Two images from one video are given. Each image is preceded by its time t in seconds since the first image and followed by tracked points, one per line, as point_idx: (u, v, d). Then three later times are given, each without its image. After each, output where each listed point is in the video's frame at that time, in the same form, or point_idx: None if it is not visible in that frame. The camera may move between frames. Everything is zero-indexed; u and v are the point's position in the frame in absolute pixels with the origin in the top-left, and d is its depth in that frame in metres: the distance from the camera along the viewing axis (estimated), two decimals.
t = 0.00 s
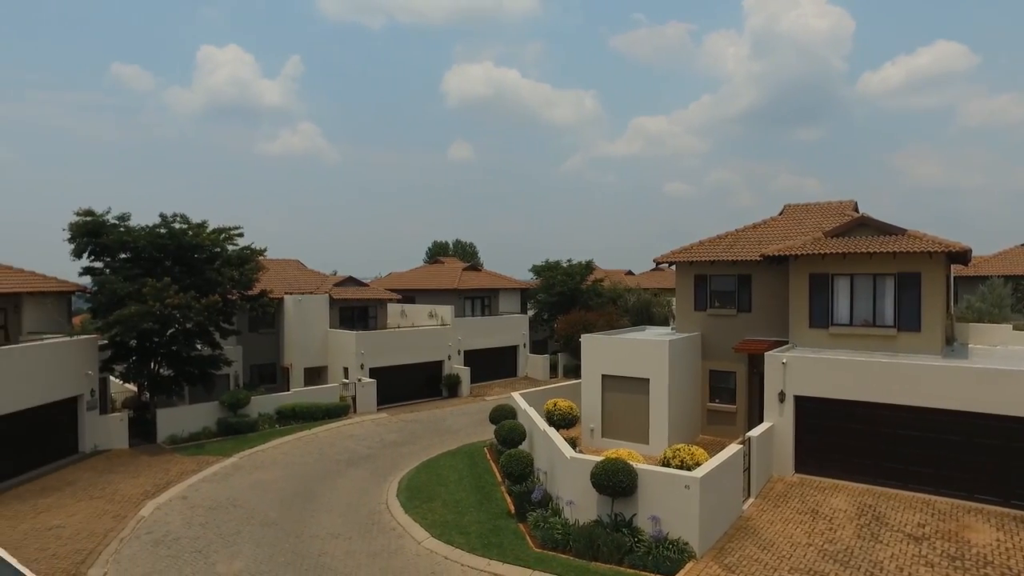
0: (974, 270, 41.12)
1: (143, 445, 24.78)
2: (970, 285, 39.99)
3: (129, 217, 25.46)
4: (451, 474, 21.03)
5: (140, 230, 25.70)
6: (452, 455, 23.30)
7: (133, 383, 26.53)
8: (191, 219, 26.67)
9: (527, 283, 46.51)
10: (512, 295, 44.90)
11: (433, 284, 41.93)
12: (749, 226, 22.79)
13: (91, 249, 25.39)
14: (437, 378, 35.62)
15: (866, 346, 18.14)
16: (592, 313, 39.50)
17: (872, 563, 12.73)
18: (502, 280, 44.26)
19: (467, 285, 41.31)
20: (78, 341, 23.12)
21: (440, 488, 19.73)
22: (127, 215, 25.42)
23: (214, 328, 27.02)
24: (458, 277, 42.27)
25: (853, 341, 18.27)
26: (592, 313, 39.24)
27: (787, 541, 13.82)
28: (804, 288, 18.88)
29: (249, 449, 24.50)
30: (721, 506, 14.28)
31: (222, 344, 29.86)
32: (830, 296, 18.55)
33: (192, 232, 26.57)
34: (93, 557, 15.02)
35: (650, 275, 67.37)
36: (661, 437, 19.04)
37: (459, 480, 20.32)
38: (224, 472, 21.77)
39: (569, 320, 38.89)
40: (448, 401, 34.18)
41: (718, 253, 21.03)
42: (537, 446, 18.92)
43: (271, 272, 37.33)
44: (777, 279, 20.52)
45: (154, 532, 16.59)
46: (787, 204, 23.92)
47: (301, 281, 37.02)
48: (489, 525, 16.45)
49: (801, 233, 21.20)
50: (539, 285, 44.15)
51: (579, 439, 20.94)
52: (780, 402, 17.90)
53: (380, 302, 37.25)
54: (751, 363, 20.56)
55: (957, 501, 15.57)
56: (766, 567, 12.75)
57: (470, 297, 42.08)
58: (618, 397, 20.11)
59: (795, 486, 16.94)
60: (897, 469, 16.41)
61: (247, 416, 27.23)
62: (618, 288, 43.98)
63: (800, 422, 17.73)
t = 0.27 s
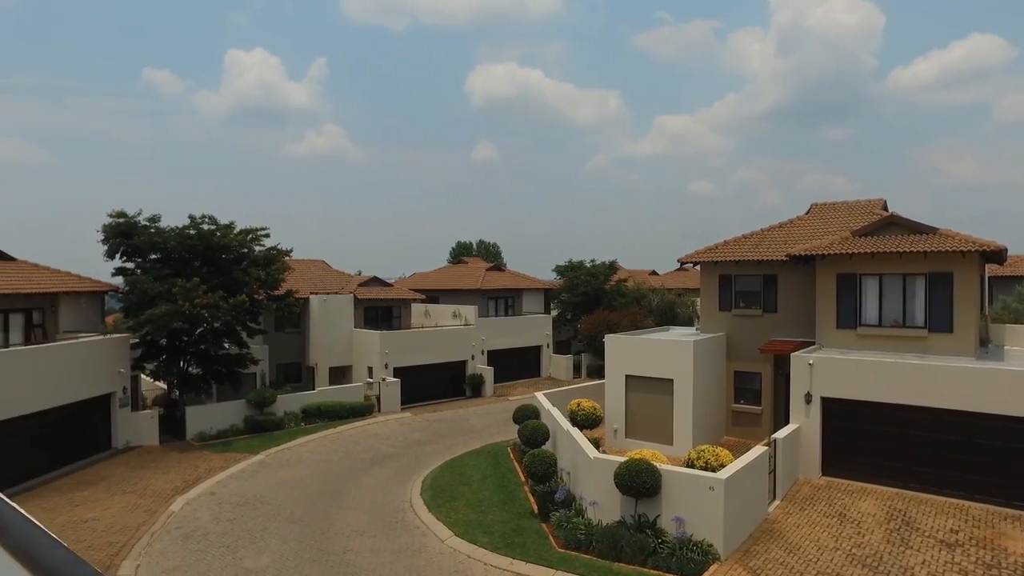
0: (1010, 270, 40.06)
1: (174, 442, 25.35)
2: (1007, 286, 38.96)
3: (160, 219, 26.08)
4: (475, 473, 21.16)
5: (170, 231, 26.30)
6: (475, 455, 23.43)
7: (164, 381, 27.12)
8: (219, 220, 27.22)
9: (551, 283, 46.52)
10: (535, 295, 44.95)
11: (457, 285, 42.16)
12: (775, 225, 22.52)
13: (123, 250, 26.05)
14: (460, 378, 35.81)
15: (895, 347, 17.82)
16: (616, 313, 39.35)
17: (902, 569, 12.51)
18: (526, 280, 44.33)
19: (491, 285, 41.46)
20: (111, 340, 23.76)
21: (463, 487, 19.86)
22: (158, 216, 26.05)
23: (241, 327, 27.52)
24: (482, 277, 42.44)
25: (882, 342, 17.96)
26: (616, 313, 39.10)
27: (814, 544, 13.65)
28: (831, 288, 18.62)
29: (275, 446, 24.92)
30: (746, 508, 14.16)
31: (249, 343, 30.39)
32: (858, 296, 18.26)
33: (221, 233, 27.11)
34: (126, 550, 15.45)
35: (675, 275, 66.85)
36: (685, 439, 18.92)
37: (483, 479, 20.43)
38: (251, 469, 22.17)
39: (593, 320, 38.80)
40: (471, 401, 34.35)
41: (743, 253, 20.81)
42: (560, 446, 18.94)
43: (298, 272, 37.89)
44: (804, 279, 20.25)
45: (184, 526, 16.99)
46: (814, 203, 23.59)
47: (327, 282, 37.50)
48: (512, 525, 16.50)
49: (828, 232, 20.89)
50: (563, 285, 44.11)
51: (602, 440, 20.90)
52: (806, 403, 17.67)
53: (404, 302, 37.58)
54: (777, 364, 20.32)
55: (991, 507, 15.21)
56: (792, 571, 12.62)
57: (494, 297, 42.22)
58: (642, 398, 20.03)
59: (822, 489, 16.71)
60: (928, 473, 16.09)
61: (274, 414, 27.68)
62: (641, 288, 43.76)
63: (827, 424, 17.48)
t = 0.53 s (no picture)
0: None
1: (198, 439, 25.82)
2: None
3: (184, 220, 26.61)
4: (494, 472, 21.25)
5: (194, 232, 26.82)
6: (495, 454, 23.51)
7: (188, 380, 27.61)
8: (242, 220, 27.68)
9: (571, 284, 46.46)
10: (555, 296, 44.93)
11: (477, 285, 42.31)
12: (797, 225, 22.28)
13: (149, 251, 26.62)
14: (480, 378, 35.94)
15: (921, 349, 17.52)
16: (636, 313, 39.17)
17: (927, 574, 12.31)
18: (546, 280, 44.33)
19: (511, 285, 41.54)
20: (137, 338, 24.32)
21: (483, 486, 19.96)
22: (182, 217, 26.55)
23: (264, 326, 27.92)
24: (501, 277, 42.54)
25: (907, 343, 17.68)
26: (636, 314, 38.93)
27: (837, 548, 13.50)
28: (855, 288, 18.37)
29: (297, 444, 25.27)
30: (768, 510, 14.06)
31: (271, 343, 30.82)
32: (882, 296, 18.00)
33: (244, 233, 27.54)
34: (153, 544, 15.81)
35: (696, 275, 66.31)
36: (705, 440, 18.80)
37: (502, 479, 20.51)
38: (273, 467, 22.51)
39: (613, 321, 38.68)
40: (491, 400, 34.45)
41: (764, 253, 20.62)
42: (580, 446, 18.94)
43: (319, 272, 38.34)
44: (827, 279, 20.00)
45: (208, 522, 17.33)
46: (837, 202, 23.28)
47: (348, 282, 37.89)
48: (532, 524, 16.53)
49: (852, 231, 20.60)
50: (583, 285, 44.01)
51: (622, 440, 20.85)
52: (829, 405, 17.47)
53: (424, 301, 37.82)
54: (799, 365, 20.11)
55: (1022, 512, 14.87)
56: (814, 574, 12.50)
57: (514, 297, 42.29)
58: (662, 398, 19.96)
59: (845, 492, 16.50)
60: (955, 477, 15.79)
61: (295, 412, 28.05)
62: (662, 288, 43.50)
63: (850, 426, 17.26)
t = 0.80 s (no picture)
0: None
1: (225, 436, 26.33)
2: None
3: (212, 220, 27.16)
4: (516, 471, 21.33)
5: (221, 232, 27.36)
6: (517, 453, 23.59)
7: (215, 378, 28.14)
8: (267, 221, 28.16)
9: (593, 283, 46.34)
10: (577, 295, 44.86)
11: (499, 284, 42.44)
12: (822, 224, 21.98)
13: (177, 251, 27.23)
14: (502, 377, 36.08)
15: (951, 350, 17.18)
16: (659, 314, 38.94)
17: None
18: (568, 280, 44.29)
19: (533, 285, 41.58)
20: (166, 337, 24.90)
21: (505, 485, 20.05)
22: (209, 217, 27.10)
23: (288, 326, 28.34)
24: (524, 277, 42.61)
25: (937, 344, 17.35)
26: (659, 314, 38.68)
27: (863, 551, 13.32)
28: (882, 288, 18.09)
29: (322, 442, 25.64)
30: (792, 511, 13.93)
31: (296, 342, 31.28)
32: (911, 296, 17.68)
33: (269, 234, 28.01)
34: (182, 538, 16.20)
35: (720, 275, 65.68)
36: (729, 441, 18.64)
37: (524, 478, 20.58)
38: (298, 464, 22.86)
39: (635, 321, 38.50)
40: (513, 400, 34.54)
41: (789, 253, 20.39)
42: (602, 446, 18.92)
43: (343, 272, 38.81)
44: (854, 278, 19.69)
45: (235, 517, 17.69)
46: (864, 201, 22.91)
47: (372, 281, 38.29)
48: (554, 524, 16.54)
49: (879, 230, 20.26)
50: (605, 285, 43.86)
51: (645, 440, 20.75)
52: (855, 406, 17.22)
53: (447, 301, 38.06)
54: (825, 366, 19.85)
55: None
56: None
57: (536, 297, 42.33)
58: (685, 399, 19.82)
59: (872, 495, 16.25)
60: (987, 481, 15.43)
61: (320, 410, 28.44)
62: (685, 288, 43.18)
63: (878, 428, 17.00)
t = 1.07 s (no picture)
0: None
1: (256, 433, 26.88)
2: None
3: (242, 221, 27.72)
4: (542, 471, 21.39)
5: (251, 232, 27.91)
6: (543, 453, 23.64)
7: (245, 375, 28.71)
8: (296, 221, 28.64)
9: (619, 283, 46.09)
10: (603, 295, 44.67)
11: (525, 284, 42.50)
12: (854, 222, 21.58)
13: (209, 251, 27.86)
14: (528, 376, 36.15)
15: (988, 351, 16.73)
16: (686, 313, 38.58)
17: None
18: (594, 279, 44.14)
19: (559, 284, 41.55)
20: (198, 334, 25.47)
21: (530, 484, 20.12)
22: (240, 218, 27.67)
23: (317, 325, 28.79)
24: (550, 277, 42.60)
25: (972, 346, 16.92)
26: (686, 314, 38.32)
27: (896, 557, 13.07)
28: (916, 288, 17.70)
29: (349, 440, 26.00)
30: (822, 514, 13.74)
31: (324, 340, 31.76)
32: (945, 296, 17.27)
33: (298, 234, 28.51)
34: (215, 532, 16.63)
35: (750, 274, 64.75)
36: (757, 442, 18.45)
37: (550, 477, 20.63)
38: (326, 462, 23.22)
39: (662, 321, 38.21)
40: (539, 400, 34.58)
41: (819, 252, 20.08)
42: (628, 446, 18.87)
43: (371, 271, 39.25)
44: (886, 278, 19.31)
45: (265, 513, 18.08)
46: (897, 199, 22.44)
47: (399, 281, 38.66)
48: (579, 523, 16.56)
49: (913, 229, 19.82)
50: (632, 284, 43.59)
51: (671, 441, 20.64)
52: (887, 409, 16.91)
53: (473, 300, 38.27)
54: (856, 367, 19.50)
55: None
56: None
57: (562, 296, 42.29)
58: (712, 399, 19.66)
59: (905, 499, 15.93)
60: None
61: (347, 408, 28.84)
62: (713, 287, 42.71)
63: (911, 431, 16.65)
